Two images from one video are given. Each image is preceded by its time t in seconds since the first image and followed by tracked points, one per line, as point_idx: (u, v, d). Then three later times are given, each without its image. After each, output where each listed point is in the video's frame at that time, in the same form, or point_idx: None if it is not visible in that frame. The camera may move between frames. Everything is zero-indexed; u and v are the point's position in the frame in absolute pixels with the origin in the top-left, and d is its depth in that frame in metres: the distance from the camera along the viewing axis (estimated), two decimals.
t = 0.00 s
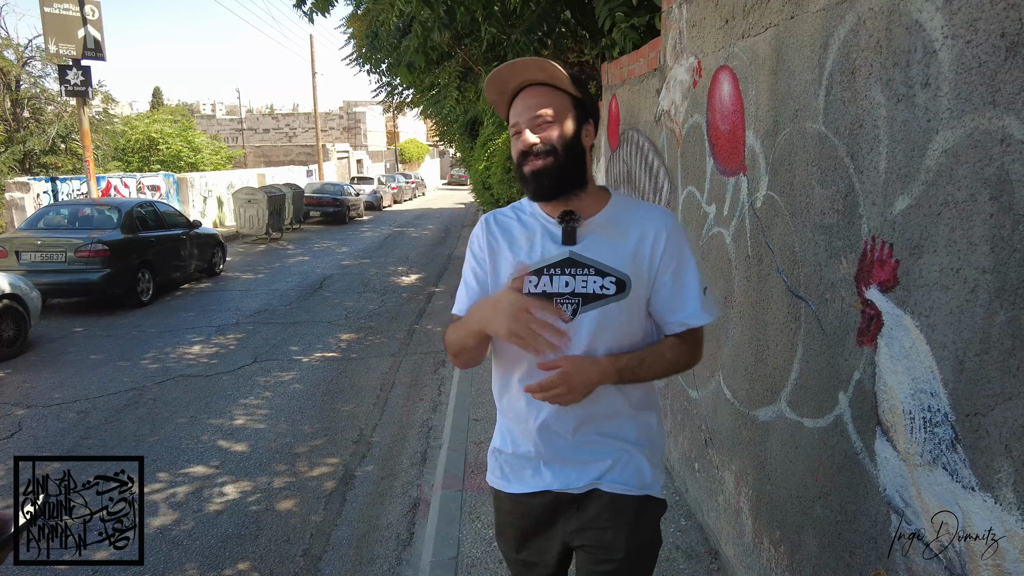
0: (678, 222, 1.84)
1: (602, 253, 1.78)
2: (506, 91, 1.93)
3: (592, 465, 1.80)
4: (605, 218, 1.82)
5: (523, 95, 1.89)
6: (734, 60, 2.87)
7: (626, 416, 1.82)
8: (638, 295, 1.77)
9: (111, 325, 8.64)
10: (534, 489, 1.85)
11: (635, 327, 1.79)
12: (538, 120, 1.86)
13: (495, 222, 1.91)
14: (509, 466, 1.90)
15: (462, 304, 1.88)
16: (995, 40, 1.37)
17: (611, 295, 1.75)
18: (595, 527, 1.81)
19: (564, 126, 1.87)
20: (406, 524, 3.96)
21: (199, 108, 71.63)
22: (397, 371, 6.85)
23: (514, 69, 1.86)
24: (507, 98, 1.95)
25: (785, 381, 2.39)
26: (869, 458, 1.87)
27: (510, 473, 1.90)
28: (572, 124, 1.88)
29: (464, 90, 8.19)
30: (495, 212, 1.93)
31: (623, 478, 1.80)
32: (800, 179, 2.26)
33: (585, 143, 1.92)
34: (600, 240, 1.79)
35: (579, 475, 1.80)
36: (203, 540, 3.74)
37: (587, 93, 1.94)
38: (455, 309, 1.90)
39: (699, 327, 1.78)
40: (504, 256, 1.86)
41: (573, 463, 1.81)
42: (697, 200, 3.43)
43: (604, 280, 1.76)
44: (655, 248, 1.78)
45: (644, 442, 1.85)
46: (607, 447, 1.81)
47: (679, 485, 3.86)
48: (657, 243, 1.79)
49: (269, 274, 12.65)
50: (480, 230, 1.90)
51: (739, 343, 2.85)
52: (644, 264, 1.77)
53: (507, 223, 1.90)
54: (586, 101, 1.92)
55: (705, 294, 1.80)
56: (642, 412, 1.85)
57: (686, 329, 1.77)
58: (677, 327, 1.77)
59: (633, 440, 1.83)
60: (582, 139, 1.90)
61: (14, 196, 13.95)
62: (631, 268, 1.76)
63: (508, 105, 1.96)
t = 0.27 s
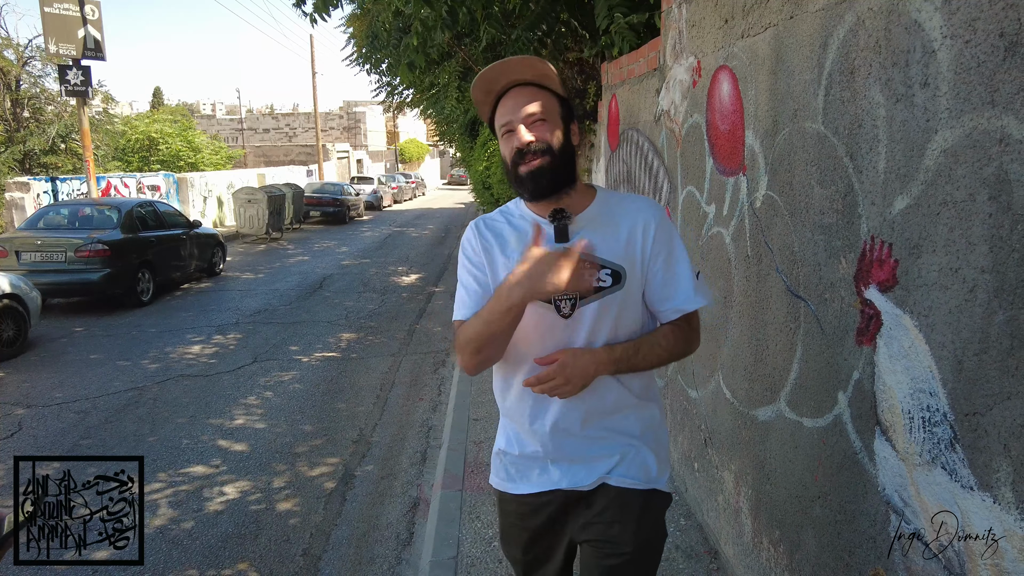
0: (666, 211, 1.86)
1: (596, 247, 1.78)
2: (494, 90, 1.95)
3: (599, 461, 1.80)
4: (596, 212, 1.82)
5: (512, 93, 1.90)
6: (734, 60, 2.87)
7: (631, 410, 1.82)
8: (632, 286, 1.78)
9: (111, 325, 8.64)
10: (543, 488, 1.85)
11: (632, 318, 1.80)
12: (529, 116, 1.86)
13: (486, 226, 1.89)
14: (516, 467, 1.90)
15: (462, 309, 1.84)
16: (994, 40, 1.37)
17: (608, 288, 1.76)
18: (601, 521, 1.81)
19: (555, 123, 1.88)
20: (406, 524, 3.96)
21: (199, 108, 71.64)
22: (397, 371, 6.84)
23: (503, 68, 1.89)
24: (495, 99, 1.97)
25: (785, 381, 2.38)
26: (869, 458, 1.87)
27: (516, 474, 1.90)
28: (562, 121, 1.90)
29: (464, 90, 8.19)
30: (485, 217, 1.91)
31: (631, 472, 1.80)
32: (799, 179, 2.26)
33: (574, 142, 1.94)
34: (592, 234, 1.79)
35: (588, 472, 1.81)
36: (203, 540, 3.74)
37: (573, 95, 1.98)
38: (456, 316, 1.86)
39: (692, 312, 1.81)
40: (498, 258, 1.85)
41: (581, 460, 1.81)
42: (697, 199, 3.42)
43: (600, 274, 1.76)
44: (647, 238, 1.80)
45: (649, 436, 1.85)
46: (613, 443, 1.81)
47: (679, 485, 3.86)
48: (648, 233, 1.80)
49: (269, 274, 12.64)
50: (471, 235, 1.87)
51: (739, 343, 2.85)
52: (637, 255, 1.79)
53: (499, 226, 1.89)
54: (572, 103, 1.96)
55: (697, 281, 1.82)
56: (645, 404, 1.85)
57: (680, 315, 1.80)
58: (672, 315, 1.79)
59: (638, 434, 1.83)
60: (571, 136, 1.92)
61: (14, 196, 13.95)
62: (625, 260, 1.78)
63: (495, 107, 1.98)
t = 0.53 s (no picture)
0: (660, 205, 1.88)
1: (595, 245, 1.79)
2: (486, 91, 1.96)
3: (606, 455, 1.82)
4: (593, 209, 1.83)
5: (506, 93, 1.92)
6: (734, 59, 2.87)
7: (634, 404, 1.83)
8: (632, 282, 1.80)
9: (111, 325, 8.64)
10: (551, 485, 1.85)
11: (632, 313, 1.82)
12: (524, 114, 1.88)
13: (482, 229, 1.88)
14: (522, 464, 1.89)
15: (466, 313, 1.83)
16: (994, 39, 1.36)
17: (609, 285, 1.77)
18: (610, 513, 1.82)
19: (549, 121, 1.90)
20: (405, 524, 3.96)
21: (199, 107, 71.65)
22: (397, 371, 6.84)
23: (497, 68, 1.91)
24: (486, 101, 1.97)
25: (785, 380, 2.38)
26: (869, 457, 1.87)
27: (522, 471, 1.89)
28: (555, 120, 1.92)
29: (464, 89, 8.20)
30: (479, 220, 1.90)
31: (638, 464, 1.82)
32: (799, 178, 2.26)
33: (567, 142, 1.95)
34: (590, 233, 1.80)
35: (596, 467, 1.82)
36: (202, 540, 3.74)
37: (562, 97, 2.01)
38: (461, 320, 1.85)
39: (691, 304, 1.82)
40: (496, 261, 1.84)
41: (589, 455, 1.82)
42: (697, 199, 3.42)
43: (600, 271, 1.77)
44: (643, 232, 1.82)
45: (654, 428, 1.87)
46: (619, 437, 1.82)
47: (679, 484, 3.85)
48: (644, 228, 1.82)
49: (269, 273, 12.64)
50: (468, 239, 1.87)
51: (739, 342, 2.84)
52: (635, 250, 1.80)
53: (495, 228, 1.88)
54: (562, 103, 1.98)
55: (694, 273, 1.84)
56: (648, 397, 1.86)
57: (679, 307, 1.81)
58: (672, 307, 1.80)
59: (643, 427, 1.85)
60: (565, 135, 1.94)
61: (14, 196, 13.94)
62: (624, 256, 1.79)
63: (486, 109, 1.98)
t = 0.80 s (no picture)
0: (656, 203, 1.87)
1: (591, 248, 1.80)
2: (481, 98, 1.92)
3: (606, 452, 1.81)
4: (590, 212, 1.83)
5: (502, 100, 1.88)
6: (734, 59, 2.87)
7: (633, 400, 1.83)
8: (629, 282, 1.81)
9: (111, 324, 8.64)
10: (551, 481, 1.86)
11: (629, 312, 1.83)
12: (524, 123, 1.86)
13: (480, 233, 1.89)
14: (522, 460, 1.90)
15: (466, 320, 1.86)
16: (995, 38, 1.36)
17: (606, 286, 1.79)
18: (610, 509, 1.82)
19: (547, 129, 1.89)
20: (405, 524, 3.96)
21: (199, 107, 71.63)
22: (397, 370, 6.84)
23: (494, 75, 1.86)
24: (482, 106, 1.94)
25: (785, 380, 2.38)
26: (869, 457, 1.87)
27: (523, 466, 1.90)
28: (553, 127, 1.91)
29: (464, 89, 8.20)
30: (476, 223, 1.91)
31: (638, 461, 1.82)
32: (799, 178, 2.26)
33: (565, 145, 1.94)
34: (586, 235, 1.81)
35: (595, 463, 1.82)
36: (202, 539, 3.74)
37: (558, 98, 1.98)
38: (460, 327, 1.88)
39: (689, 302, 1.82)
40: (494, 266, 1.85)
41: (588, 452, 1.82)
42: (697, 199, 3.42)
43: (597, 273, 1.79)
44: (640, 232, 1.82)
45: (653, 424, 1.86)
46: (619, 434, 1.82)
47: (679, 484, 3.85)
48: (641, 227, 1.82)
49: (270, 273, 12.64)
50: (466, 244, 1.88)
51: (739, 342, 2.84)
52: (632, 251, 1.81)
53: (493, 232, 1.89)
54: (559, 105, 1.96)
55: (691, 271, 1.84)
56: (647, 393, 1.86)
57: (677, 306, 1.81)
58: (670, 307, 1.81)
59: (643, 424, 1.84)
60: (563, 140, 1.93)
61: (14, 195, 13.94)
62: (621, 257, 1.80)
63: (482, 113, 1.94)
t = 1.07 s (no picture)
0: (655, 207, 1.85)
1: (585, 250, 1.79)
2: (483, 98, 1.93)
3: (598, 454, 1.81)
4: (587, 214, 1.82)
5: (502, 100, 1.89)
6: (734, 58, 2.87)
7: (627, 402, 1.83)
8: (623, 286, 1.79)
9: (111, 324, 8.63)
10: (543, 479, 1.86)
11: (624, 316, 1.81)
12: (524, 124, 1.86)
13: (479, 232, 1.90)
14: (515, 457, 1.91)
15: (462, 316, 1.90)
16: (996, 38, 1.36)
17: (598, 290, 1.78)
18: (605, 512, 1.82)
19: (547, 131, 1.88)
20: (405, 523, 3.96)
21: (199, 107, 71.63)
22: (397, 370, 6.84)
23: (495, 75, 1.87)
24: (483, 105, 1.94)
25: (785, 380, 2.38)
26: (869, 458, 1.87)
27: (517, 463, 1.91)
28: (553, 129, 1.91)
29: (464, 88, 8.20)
30: (477, 221, 1.92)
31: (629, 464, 1.81)
32: (799, 178, 2.25)
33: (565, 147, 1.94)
34: (581, 237, 1.80)
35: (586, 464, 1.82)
36: (202, 539, 3.74)
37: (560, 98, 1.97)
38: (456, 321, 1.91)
39: (686, 307, 1.80)
40: (490, 265, 1.86)
41: (580, 452, 1.82)
42: (697, 199, 3.42)
43: (590, 277, 1.78)
44: (636, 235, 1.80)
45: (647, 426, 1.85)
46: (612, 435, 1.82)
47: (679, 484, 3.85)
48: (637, 231, 1.80)
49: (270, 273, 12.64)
50: (465, 243, 1.89)
51: (739, 342, 2.84)
52: (627, 256, 1.79)
53: (491, 232, 1.90)
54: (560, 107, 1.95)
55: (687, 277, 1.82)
56: (642, 396, 1.85)
57: (673, 312, 1.79)
58: (665, 313, 1.79)
59: (636, 427, 1.84)
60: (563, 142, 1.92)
61: (14, 195, 13.94)
62: (615, 261, 1.78)
63: (483, 113, 1.95)
